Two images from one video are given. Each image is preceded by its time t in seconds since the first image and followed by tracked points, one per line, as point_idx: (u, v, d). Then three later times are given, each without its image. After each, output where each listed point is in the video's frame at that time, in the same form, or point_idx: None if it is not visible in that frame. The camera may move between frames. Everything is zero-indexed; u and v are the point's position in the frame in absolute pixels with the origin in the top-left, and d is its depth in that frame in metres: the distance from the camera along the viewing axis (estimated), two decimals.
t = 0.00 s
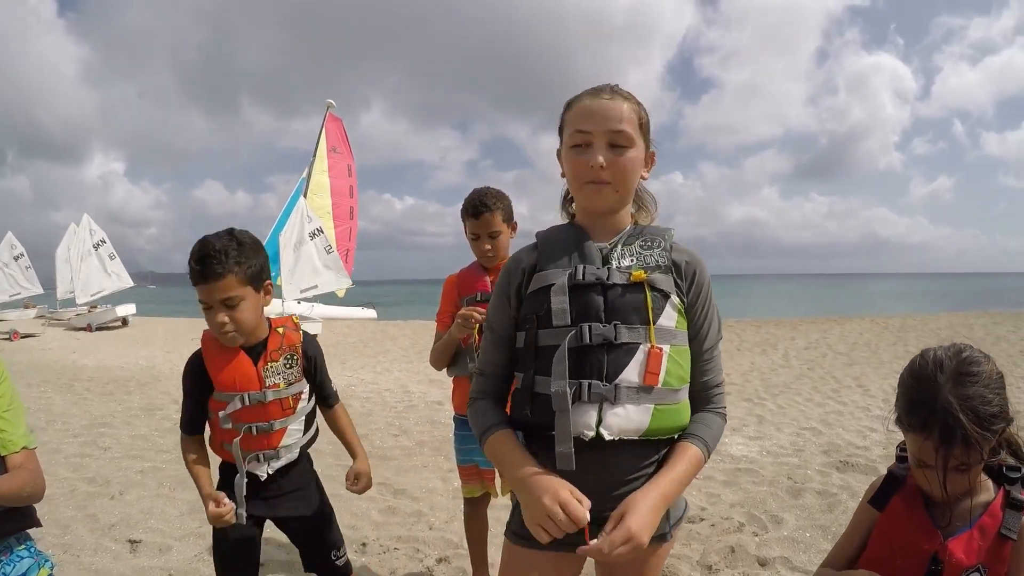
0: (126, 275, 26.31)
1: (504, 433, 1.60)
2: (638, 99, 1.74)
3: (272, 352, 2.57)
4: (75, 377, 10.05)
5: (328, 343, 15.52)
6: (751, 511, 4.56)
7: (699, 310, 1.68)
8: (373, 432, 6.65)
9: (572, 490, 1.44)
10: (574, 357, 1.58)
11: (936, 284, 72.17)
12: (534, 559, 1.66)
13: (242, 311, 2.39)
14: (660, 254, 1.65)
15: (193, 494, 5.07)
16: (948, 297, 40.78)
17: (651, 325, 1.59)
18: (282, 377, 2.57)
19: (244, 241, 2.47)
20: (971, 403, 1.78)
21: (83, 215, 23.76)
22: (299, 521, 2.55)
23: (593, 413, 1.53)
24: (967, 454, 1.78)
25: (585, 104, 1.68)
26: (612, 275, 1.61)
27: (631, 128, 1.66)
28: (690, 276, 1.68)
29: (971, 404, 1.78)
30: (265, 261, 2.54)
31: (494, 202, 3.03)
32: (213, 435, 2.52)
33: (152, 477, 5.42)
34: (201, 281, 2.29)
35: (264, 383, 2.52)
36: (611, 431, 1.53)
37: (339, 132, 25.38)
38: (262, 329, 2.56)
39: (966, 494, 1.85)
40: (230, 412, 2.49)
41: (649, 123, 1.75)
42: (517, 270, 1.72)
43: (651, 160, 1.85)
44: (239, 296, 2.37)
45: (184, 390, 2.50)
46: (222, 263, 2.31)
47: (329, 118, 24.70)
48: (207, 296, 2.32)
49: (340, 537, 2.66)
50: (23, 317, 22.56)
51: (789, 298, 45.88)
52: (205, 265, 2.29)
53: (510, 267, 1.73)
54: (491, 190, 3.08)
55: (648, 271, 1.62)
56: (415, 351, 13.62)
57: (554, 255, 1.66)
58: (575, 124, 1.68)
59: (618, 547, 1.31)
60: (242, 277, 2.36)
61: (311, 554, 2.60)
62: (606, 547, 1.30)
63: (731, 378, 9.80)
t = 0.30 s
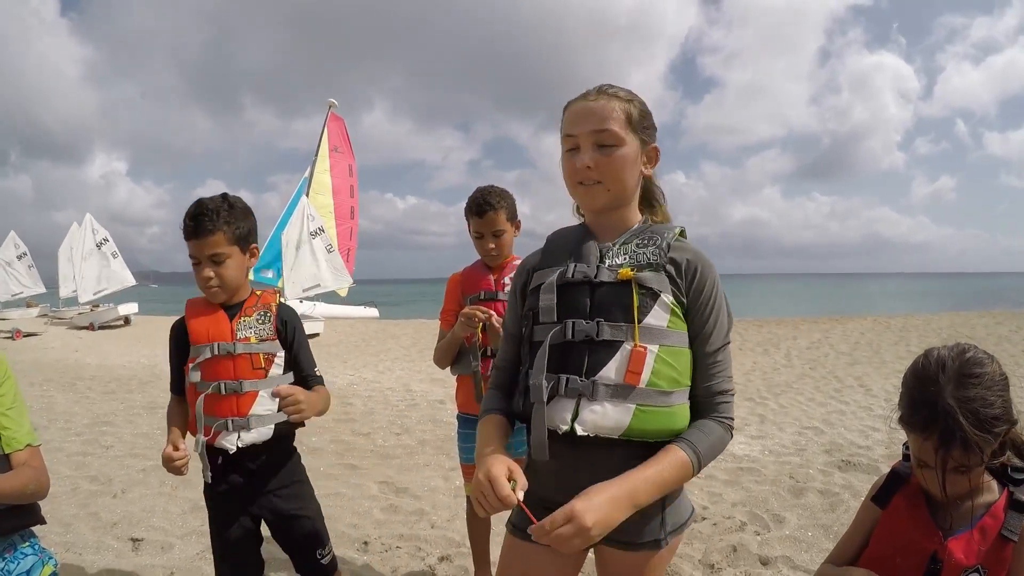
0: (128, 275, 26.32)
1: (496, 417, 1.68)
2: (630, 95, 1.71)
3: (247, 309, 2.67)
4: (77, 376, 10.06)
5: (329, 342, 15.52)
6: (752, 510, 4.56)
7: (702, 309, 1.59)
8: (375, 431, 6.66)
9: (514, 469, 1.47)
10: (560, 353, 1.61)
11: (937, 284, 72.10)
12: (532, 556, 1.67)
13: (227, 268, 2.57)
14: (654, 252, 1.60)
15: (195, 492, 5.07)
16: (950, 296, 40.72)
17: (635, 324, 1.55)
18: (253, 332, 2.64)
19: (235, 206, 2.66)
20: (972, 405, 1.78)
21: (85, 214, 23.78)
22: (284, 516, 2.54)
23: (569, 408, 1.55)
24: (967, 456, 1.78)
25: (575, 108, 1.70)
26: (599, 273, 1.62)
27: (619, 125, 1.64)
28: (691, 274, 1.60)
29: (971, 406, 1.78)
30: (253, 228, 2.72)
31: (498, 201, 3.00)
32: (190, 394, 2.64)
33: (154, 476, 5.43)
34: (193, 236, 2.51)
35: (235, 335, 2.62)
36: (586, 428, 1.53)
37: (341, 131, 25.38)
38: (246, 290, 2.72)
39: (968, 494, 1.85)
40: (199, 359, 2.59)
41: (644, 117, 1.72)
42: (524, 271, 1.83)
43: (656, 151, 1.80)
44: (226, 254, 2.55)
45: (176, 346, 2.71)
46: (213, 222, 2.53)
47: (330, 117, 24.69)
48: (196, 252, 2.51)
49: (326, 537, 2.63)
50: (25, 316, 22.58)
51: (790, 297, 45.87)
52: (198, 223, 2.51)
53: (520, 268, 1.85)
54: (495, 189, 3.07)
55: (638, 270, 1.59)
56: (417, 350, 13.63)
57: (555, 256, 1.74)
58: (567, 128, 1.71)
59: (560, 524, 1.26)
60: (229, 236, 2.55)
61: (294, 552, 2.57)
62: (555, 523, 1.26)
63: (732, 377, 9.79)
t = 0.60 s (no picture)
0: (128, 273, 26.32)
1: (503, 424, 1.66)
2: (631, 95, 1.72)
3: (251, 299, 2.68)
4: (77, 374, 10.07)
5: (330, 341, 15.52)
6: (753, 510, 4.55)
7: (704, 306, 1.59)
8: (375, 430, 6.65)
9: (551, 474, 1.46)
10: (567, 351, 1.60)
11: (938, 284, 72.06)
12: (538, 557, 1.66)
13: (234, 259, 2.58)
14: (658, 249, 1.60)
15: (195, 491, 5.08)
16: (951, 296, 40.68)
17: (644, 320, 1.55)
18: (256, 322, 2.64)
19: (244, 197, 2.65)
20: (970, 403, 1.78)
21: (87, 213, 23.81)
22: (279, 513, 2.56)
23: (582, 408, 1.54)
24: (964, 454, 1.78)
25: (578, 108, 1.69)
26: (606, 270, 1.61)
27: (624, 125, 1.65)
28: (693, 271, 1.59)
29: (969, 404, 1.78)
30: (261, 219, 2.71)
31: (500, 200, 2.99)
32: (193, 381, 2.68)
33: (154, 474, 5.43)
34: (200, 227, 2.50)
35: (238, 325, 2.64)
36: (599, 426, 1.52)
37: (342, 130, 25.36)
38: (251, 280, 2.73)
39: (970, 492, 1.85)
40: (202, 346, 2.62)
41: (645, 117, 1.73)
42: (524, 270, 1.81)
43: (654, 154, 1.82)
44: (234, 245, 2.56)
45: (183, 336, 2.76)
46: (221, 213, 2.51)
47: (331, 116, 24.67)
48: (205, 242, 2.51)
49: (311, 544, 2.61)
50: (26, 314, 22.59)
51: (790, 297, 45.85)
52: (206, 214, 2.50)
53: (518, 269, 1.84)
54: (497, 187, 3.06)
55: (644, 266, 1.59)
56: (417, 349, 13.63)
57: (556, 255, 1.72)
58: (570, 129, 1.69)
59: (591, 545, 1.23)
60: (237, 228, 2.55)
61: (279, 549, 2.57)
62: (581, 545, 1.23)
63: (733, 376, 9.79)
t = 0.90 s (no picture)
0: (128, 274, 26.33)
1: (503, 427, 1.67)
2: (609, 90, 1.72)
3: (269, 298, 2.70)
4: (77, 375, 10.07)
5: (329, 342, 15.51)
6: (753, 511, 4.55)
7: (701, 305, 1.56)
8: (375, 431, 6.65)
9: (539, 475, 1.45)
10: (556, 355, 1.63)
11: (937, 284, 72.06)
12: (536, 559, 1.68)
13: (260, 257, 2.62)
14: (647, 247, 1.59)
15: (195, 492, 5.07)
16: (952, 297, 40.71)
17: (630, 322, 1.55)
18: (271, 320, 2.64)
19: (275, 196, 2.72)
20: (974, 401, 1.77)
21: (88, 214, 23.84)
22: (291, 514, 2.56)
23: (568, 413, 1.56)
24: (967, 451, 1.79)
25: (555, 109, 1.71)
26: (593, 273, 1.62)
27: (600, 119, 1.64)
28: (687, 267, 1.58)
29: (972, 403, 1.77)
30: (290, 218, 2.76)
31: (500, 202, 2.99)
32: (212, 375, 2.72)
33: (154, 476, 5.43)
34: (229, 223, 2.56)
35: (253, 322, 2.65)
36: (585, 432, 1.54)
37: (343, 131, 25.36)
38: (276, 280, 2.77)
39: (974, 491, 1.85)
40: (219, 341, 2.66)
41: (626, 109, 1.72)
42: (519, 275, 1.86)
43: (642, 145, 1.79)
44: (260, 243, 2.60)
45: (205, 329, 2.82)
46: (250, 210, 2.57)
47: (332, 117, 24.67)
48: (232, 238, 2.57)
49: (324, 543, 2.61)
50: (26, 315, 22.60)
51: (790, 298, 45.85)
52: (234, 210, 2.57)
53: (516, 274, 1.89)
54: (497, 189, 3.05)
55: (631, 267, 1.58)
56: (417, 350, 13.63)
57: (548, 260, 1.76)
58: (548, 130, 1.71)
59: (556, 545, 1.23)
60: (265, 225, 2.60)
61: (293, 549, 2.59)
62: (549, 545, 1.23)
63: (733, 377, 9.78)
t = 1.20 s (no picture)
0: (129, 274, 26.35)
1: (505, 412, 1.84)
2: (619, 85, 1.70)
3: (282, 296, 2.72)
4: (79, 375, 10.08)
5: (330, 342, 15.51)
6: (755, 510, 4.54)
7: (701, 307, 1.50)
8: (376, 430, 6.65)
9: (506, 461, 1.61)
10: (550, 348, 1.71)
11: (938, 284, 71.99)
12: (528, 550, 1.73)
13: (279, 257, 2.65)
14: (646, 243, 1.58)
15: (196, 491, 5.08)
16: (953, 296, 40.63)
17: (618, 321, 1.56)
18: (280, 319, 2.66)
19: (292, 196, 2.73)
20: (976, 396, 1.77)
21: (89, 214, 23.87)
22: (303, 507, 2.57)
23: (551, 405, 1.63)
24: (969, 447, 1.79)
25: (565, 109, 1.76)
26: (589, 269, 1.68)
27: (599, 115, 1.64)
28: (688, 265, 1.53)
29: (974, 397, 1.77)
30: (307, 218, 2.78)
31: (502, 200, 2.98)
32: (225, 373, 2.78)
33: (155, 475, 5.43)
34: (248, 222, 2.59)
35: (264, 321, 2.67)
36: (563, 426, 1.60)
37: (344, 131, 25.35)
38: (294, 279, 2.79)
39: (976, 488, 1.85)
40: (233, 338, 2.72)
41: (635, 104, 1.68)
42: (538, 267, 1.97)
43: (659, 139, 1.72)
44: (279, 243, 2.63)
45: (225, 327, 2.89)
46: (269, 210, 2.60)
47: (333, 116, 24.65)
48: (251, 237, 2.60)
49: (336, 539, 2.57)
50: (27, 315, 22.62)
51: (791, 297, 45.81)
52: (254, 209, 2.59)
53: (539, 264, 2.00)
54: (499, 187, 3.04)
55: (625, 264, 1.59)
56: (418, 349, 13.61)
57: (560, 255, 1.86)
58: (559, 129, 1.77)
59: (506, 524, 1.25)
60: (284, 225, 2.63)
61: (306, 544, 2.59)
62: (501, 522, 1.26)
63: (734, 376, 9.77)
